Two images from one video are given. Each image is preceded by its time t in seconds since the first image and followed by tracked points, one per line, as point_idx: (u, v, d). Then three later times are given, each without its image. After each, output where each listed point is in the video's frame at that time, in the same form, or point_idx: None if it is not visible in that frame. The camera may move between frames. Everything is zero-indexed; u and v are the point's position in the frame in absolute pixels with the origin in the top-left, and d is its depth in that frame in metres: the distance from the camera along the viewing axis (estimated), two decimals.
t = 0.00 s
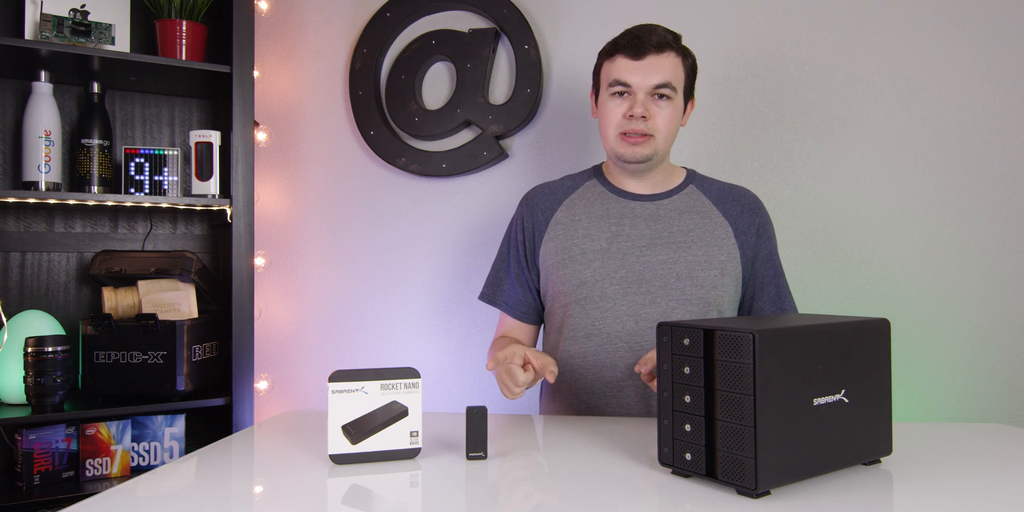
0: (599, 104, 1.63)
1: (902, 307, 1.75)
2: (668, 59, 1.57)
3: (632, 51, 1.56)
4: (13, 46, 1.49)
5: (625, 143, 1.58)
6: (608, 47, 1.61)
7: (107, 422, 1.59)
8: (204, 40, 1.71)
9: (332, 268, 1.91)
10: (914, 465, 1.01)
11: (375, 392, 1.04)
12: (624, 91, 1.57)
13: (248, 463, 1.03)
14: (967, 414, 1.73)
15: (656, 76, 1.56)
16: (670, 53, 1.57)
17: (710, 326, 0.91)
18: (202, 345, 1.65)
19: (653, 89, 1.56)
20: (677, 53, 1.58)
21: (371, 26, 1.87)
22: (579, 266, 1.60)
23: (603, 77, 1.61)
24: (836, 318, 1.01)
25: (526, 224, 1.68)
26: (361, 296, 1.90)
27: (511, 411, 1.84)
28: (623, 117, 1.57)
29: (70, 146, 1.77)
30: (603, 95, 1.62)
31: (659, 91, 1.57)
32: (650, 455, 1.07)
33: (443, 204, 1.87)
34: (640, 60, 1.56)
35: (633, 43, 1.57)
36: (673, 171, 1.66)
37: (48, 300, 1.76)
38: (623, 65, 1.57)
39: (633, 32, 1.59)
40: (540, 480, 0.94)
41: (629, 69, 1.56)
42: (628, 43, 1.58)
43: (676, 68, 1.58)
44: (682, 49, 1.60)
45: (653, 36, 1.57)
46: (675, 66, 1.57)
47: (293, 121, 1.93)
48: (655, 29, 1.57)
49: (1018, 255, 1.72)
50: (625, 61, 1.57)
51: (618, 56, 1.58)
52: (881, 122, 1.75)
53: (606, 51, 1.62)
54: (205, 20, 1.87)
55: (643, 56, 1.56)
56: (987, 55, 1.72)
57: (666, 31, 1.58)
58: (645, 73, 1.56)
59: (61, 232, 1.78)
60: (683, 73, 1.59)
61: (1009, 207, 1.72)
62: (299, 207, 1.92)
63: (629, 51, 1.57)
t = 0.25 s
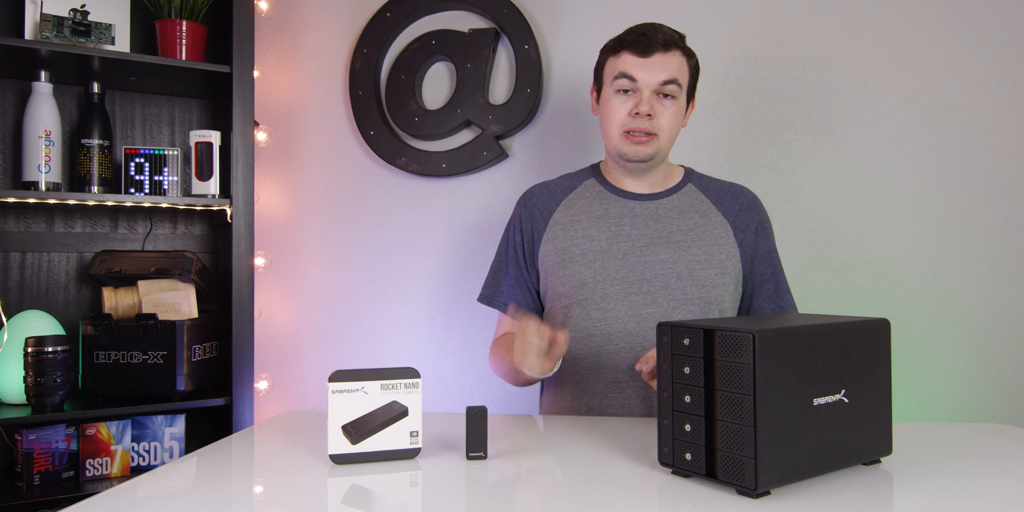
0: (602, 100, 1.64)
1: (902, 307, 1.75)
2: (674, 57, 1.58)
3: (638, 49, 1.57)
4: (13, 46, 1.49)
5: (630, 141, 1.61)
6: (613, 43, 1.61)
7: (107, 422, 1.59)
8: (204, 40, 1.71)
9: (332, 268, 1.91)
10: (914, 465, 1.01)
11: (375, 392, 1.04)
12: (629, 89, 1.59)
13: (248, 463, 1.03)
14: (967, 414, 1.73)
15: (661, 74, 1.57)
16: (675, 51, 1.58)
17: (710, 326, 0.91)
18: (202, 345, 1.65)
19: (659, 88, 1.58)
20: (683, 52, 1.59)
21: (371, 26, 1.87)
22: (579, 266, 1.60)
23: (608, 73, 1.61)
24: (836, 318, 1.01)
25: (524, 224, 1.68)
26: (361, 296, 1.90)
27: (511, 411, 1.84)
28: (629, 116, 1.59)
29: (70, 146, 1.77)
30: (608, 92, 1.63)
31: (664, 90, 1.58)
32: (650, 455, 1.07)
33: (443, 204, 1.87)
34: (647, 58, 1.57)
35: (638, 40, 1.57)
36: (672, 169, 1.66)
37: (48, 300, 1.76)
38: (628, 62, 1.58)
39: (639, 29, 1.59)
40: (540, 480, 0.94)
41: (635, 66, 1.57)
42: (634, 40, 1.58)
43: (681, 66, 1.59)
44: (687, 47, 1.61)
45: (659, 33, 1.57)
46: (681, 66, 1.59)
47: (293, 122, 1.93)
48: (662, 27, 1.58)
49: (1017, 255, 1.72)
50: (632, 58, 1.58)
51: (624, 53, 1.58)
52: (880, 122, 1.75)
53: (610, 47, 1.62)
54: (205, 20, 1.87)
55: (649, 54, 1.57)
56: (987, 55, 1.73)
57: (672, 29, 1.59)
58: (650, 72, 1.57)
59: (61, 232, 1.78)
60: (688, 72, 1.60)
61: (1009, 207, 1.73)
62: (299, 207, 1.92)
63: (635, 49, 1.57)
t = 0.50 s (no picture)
0: (609, 100, 1.63)
1: (902, 307, 1.75)
2: (686, 65, 1.58)
3: (652, 52, 1.56)
4: (13, 46, 1.49)
5: (637, 142, 1.58)
6: (627, 42, 1.59)
7: (107, 422, 1.59)
8: (204, 40, 1.71)
9: (332, 268, 1.91)
10: (914, 465, 1.01)
11: (375, 392, 1.04)
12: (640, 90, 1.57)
13: (248, 463, 1.03)
14: (967, 413, 1.73)
15: (674, 80, 1.56)
16: (687, 58, 1.58)
17: (710, 325, 0.91)
18: (202, 344, 1.65)
19: (670, 92, 1.57)
20: (693, 60, 1.60)
21: (371, 26, 1.87)
22: (577, 269, 1.60)
23: (619, 72, 1.60)
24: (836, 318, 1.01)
25: (520, 227, 1.68)
26: (361, 296, 1.90)
27: (511, 411, 1.84)
28: (638, 116, 1.57)
29: (70, 146, 1.78)
30: (616, 89, 1.60)
31: (674, 95, 1.58)
32: (650, 455, 1.07)
33: (444, 204, 1.87)
34: (661, 61, 1.56)
35: (653, 43, 1.56)
36: (666, 170, 1.67)
37: (48, 300, 1.76)
38: (642, 64, 1.57)
39: (652, 30, 1.57)
40: (539, 480, 0.94)
41: (648, 68, 1.56)
42: (651, 41, 1.56)
43: (692, 74, 1.60)
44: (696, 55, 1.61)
45: (673, 38, 1.56)
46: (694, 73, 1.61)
47: (293, 122, 1.93)
48: (676, 32, 1.57)
49: (1018, 255, 1.72)
50: (646, 59, 1.57)
51: (636, 54, 1.57)
52: (881, 122, 1.75)
53: (623, 45, 1.60)
54: (206, 20, 1.87)
55: (664, 58, 1.56)
56: (987, 55, 1.72)
57: (683, 35, 1.57)
58: (664, 76, 1.56)
59: (61, 232, 1.78)
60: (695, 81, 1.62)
61: (1009, 207, 1.73)
62: (300, 207, 1.92)
63: (649, 51, 1.56)
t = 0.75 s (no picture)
0: (609, 97, 1.63)
1: (902, 307, 1.75)
2: (685, 60, 1.59)
3: (650, 47, 1.57)
4: (13, 46, 1.49)
5: (637, 138, 1.58)
6: (626, 40, 1.60)
7: (107, 421, 1.59)
8: (204, 40, 1.71)
9: (332, 268, 1.91)
10: (914, 465, 1.01)
11: (375, 392, 1.04)
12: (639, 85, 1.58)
13: (248, 463, 1.03)
14: (967, 413, 1.73)
15: (672, 75, 1.57)
16: (686, 54, 1.59)
17: (710, 326, 0.91)
18: (202, 344, 1.65)
19: (669, 87, 1.58)
20: (692, 57, 1.61)
21: (371, 26, 1.87)
22: (578, 271, 1.60)
23: (618, 69, 1.61)
24: (836, 318, 1.01)
25: (522, 229, 1.68)
26: (361, 297, 1.90)
27: (512, 411, 1.84)
28: (638, 111, 1.58)
29: (70, 146, 1.78)
30: (616, 86, 1.61)
31: (674, 90, 1.59)
32: (650, 455, 1.07)
33: (444, 204, 1.87)
34: (659, 56, 1.57)
35: (651, 38, 1.57)
36: (668, 170, 1.67)
37: (48, 300, 1.76)
38: (640, 59, 1.58)
39: (651, 27, 1.59)
40: (539, 480, 0.94)
41: (647, 64, 1.57)
42: (649, 39, 1.58)
43: (691, 70, 1.61)
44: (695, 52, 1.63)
45: (671, 35, 1.58)
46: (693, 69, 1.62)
47: (293, 122, 1.93)
48: (673, 29, 1.59)
49: (1018, 255, 1.72)
50: (645, 56, 1.58)
51: (635, 50, 1.58)
52: (881, 122, 1.75)
53: (622, 43, 1.62)
54: (206, 20, 1.87)
55: (663, 54, 1.57)
56: (987, 55, 1.73)
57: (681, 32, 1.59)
58: (663, 71, 1.57)
59: (61, 232, 1.78)
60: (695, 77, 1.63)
61: (1009, 207, 1.73)
62: (300, 207, 1.92)
63: (647, 46, 1.57)
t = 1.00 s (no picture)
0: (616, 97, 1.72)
1: (902, 307, 1.75)
2: (691, 62, 1.69)
3: (657, 49, 1.67)
4: (13, 46, 1.49)
5: (646, 136, 1.69)
6: (633, 40, 1.68)
7: (107, 422, 1.59)
8: (204, 40, 1.71)
9: (332, 269, 1.91)
10: (914, 465, 1.01)
11: (375, 392, 1.04)
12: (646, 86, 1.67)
13: (248, 463, 1.03)
14: (967, 413, 1.73)
15: (678, 76, 1.67)
16: (691, 56, 1.69)
17: (710, 326, 0.91)
18: (202, 344, 1.65)
19: (675, 87, 1.68)
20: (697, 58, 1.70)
21: (371, 26, 1.87)
22: (583, 269, 1.72)
23: (626, 69, 1.69)
24: (836, 318, 1.01)
25: (526, 226, 1.78)
26: (361, 296, 1.90)
27: (511, 411, 1.84)
28: (646, 111, 1.68)
29: (70, 146, 1.78)
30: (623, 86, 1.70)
31: (679, 91, 1.68)
32: (650, 455, 1.07)
33: (444, 204, 1.87)
34: (665, 58, 1.67)
35: (659, 40, 1.67)
36: (672, 170, 1.74)
37: (47, 300, 1.76)
38: (648, 60, 1.67)
39: (658, 29, 1.69)
40: (539, 480, 0.94)
41: (654, 65, 1.67)
42: (655, 40, 1.67)
43: (696, 72, 1.70)
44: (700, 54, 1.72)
45: (677, 35, 1.67)
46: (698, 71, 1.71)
47: (293, 122, 1.93)
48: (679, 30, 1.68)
49: (1018, 256, 1.72)
50: (652, 56, 1.67)
51: (643, 51, 1.68)
52: (881, 122, 1.75)
53: (629, 43, 1.69)
54: (205, 20, 1.87)
55: (670, 55, 1.67)
56: (986, 55, 1.73)
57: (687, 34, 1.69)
58: (669, 73, 1.67)
59: (61, 232, 1.78)
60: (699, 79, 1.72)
61: (1009, 207, 1.73)
62: (300, 207, 1.92)
63: (654, 48, 1.67)
